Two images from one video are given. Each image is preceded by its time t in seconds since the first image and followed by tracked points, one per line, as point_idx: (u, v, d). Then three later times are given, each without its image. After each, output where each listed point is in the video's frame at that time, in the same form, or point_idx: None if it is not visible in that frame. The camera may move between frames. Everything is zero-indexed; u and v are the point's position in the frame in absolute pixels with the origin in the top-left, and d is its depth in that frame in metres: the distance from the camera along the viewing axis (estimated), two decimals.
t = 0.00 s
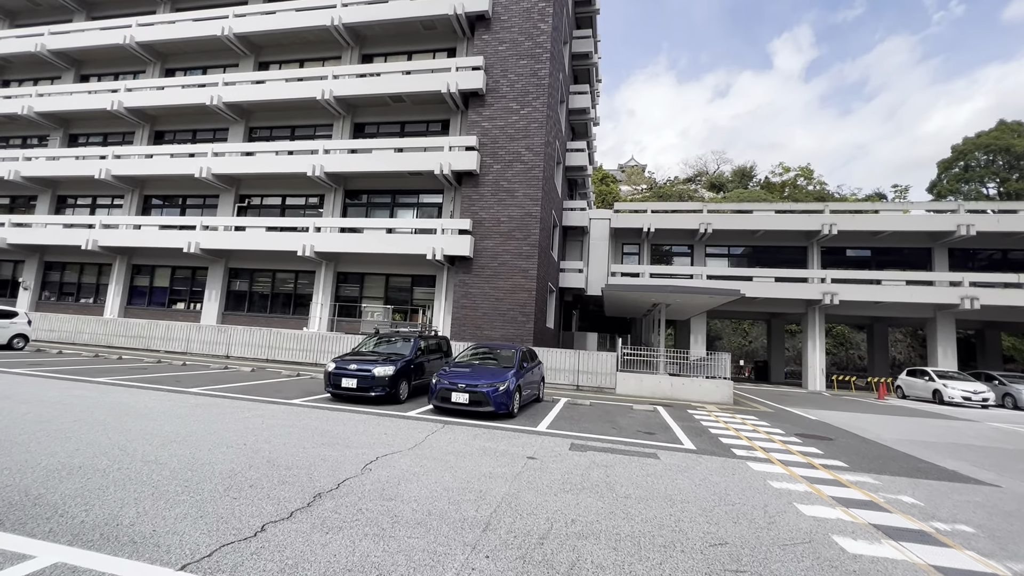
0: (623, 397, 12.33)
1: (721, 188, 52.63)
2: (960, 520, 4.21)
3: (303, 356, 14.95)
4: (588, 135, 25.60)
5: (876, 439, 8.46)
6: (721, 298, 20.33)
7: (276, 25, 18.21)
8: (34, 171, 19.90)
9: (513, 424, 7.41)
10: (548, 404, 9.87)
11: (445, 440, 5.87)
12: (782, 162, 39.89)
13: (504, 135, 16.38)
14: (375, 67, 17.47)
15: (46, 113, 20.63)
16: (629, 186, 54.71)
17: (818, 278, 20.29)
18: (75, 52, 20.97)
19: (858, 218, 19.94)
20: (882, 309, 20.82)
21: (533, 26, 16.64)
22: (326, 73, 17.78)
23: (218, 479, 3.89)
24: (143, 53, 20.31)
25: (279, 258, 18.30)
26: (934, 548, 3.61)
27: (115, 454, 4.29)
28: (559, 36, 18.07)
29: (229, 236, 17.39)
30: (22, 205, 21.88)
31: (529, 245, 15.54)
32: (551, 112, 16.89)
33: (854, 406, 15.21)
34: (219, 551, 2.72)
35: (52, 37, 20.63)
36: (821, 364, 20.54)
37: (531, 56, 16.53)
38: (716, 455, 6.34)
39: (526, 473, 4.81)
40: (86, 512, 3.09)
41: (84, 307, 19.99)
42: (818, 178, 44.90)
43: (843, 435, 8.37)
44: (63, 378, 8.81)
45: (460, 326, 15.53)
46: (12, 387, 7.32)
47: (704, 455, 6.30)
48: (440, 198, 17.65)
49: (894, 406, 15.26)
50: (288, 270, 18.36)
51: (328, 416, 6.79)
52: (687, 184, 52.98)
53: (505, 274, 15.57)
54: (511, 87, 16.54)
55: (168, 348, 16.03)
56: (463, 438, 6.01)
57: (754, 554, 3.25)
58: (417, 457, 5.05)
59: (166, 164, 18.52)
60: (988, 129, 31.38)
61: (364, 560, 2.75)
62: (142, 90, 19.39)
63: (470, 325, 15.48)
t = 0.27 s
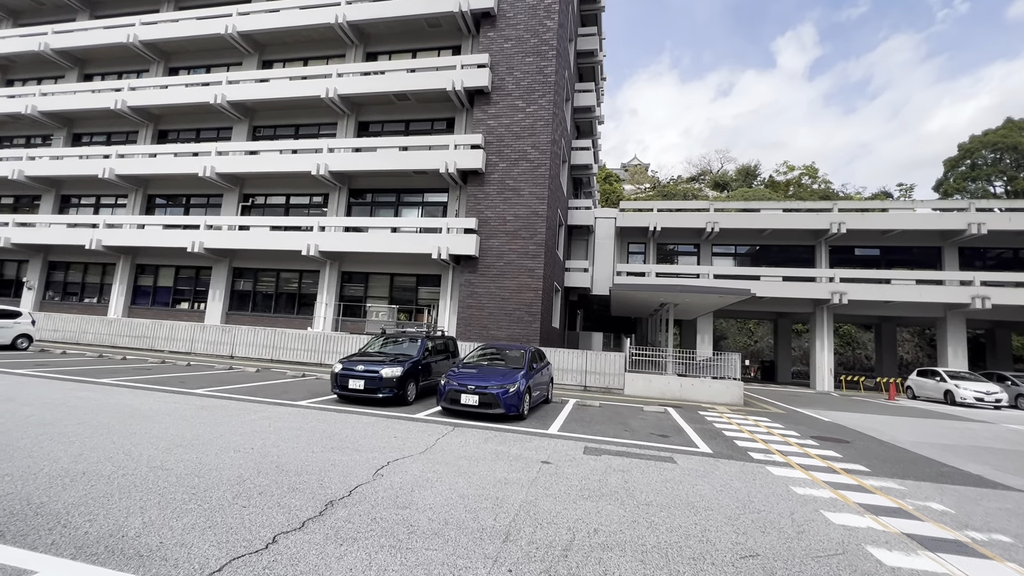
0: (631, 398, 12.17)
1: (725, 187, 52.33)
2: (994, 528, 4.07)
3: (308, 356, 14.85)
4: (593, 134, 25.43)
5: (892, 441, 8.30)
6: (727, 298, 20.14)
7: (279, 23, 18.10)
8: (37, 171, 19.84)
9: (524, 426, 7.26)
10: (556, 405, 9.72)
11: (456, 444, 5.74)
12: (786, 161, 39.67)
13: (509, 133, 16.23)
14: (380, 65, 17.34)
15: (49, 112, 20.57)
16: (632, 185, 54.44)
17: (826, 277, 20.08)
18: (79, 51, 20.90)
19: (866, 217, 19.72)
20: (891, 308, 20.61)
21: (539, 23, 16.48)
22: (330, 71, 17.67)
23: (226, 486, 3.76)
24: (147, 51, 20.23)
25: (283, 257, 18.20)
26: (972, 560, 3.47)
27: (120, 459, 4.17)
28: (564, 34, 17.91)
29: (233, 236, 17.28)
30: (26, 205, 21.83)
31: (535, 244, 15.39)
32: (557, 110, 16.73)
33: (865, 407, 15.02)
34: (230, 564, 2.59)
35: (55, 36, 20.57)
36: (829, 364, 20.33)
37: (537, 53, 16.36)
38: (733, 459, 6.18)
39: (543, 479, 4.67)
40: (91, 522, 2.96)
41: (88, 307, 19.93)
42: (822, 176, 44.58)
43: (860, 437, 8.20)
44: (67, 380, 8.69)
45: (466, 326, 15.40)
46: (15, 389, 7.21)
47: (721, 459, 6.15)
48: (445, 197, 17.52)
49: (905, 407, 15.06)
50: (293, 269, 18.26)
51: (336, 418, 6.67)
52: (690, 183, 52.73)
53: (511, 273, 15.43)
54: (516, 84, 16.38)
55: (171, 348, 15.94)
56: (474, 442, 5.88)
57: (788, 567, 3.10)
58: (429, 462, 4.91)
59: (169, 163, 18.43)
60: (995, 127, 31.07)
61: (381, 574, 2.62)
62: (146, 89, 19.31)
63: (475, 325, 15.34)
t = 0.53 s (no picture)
0: (641, 398, 11.99)
1: (730, 185, 51.97)
2: None
3: (314, 356, 14.73)
4: (598, 132, 25.23)
5: (912, 442, 8.10)
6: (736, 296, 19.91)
7: (283, 21, 18.00)
8: (42, 171, 19.81)
9: (536, 427, 7.10)
10: (566, 405, 9.55)
11: (469, 446, 5.59)
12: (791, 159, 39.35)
13: (516, 130, 16.05)
14: (384, 63, 17.20)
15: (53, 112, 20.53)
16: (636, 184, 54.14)
17: (836, 275, 19.83)
18: (83, 51, 20.86)
19: (877, 214, 19.46)
20: (902, 306, 20.34)
21: (545, 19, 16.31)
22: (334, 69, 17.55)
23: (234, 491, 3.62)
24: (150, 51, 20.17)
25: (288, 257, 18.10)
26: (1019, 569, 3.29)
27: (124, 463, 4.03)
28: (570, 30, 17.73)
29: (237, 236, 17.18)
30: (31, 206, 21.81)
31: (542, 242, 15.22)
32: (564, 107, 16.55)
33: (878, 406, 14.79)
34: None
35: (59, 36, 20.53)
36: (839, 363, 20.08)
37: (543, 49, 16.18)
38: (753, 461, 6.01)
39: (560, 482, 4.50)
40: (92, 530, 2.82)
41: (92, 307, 19.89)
42: (828, 174, 44.18)
43: (879, 438, 8.01)
44: (72, 381, 8.59)
45: (473, 325, 15.25)
46: (18, 390, 7.10)
47: (741, 460, 5.96)
48: (450, 196, 17.37)
49: (919, 407, 14.81)
50: (297, 269, 18.16)
51: (345, 419, 6.52)
52: (695, 182, 52.41)
53: (518, 272, 15.27)
54: (522, 81, 16.22)
55: (176, 349, 15.85)
56: (486, 444, 5.71)
57: None
58: (442, 465, 4.75)
59: (173, 162, 18.36)
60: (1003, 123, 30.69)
61: None
62: (150, 89, 19.24)
63: (482, 324, 15.18)
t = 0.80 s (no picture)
0: (653, 399, 11.79)
1: (736, 184, 51.55)
2: None
3: (320, 358, 14.61)
4: (605, 130, 25.02)
5: (936, 444, 7.87)
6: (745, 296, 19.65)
7: (288, 22, 17.91)
8: (49, 174, 19.83)
9: (549, 431, 6.93)
10: (578, 408, 9.37)
11: (483, 452, 5.41)
12: (799, 157, 38.95)
13: (523, 129, 15.88)
14: (390, 62, 17.08)
15: (60, 115, 20.56)
16: (641, 184, 53.78)
17: (848, 274, 19.53)
18: (89, 54, 20.88)
19: (889, 211, 19.16)
20: (916, 305, 20.01)
21: (552, 17, 16.13)
22: (339, 69, 17.45)
23: (244, 502, 3.47)
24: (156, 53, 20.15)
25: (294, 258, 18.02)
26: None
27: (130, 471, 3.90)
28: (577, 28, 17.54)
29: (243, 237, 17.10)
30: (38, 208, 21.85)
31: (550, 242, 15.05)
32: (571, 105, 16.37)
33: (893, 407, 14.51)
34: None
35: (65, 38, 20.55)
36: (851, 363, 19.78)
37: (550, 47, 16.00)
38: (777, 467, 5.81)
39: (581, 491, 4.33)
40: (96, 546, 2.68)
41: (99, 310, 19.88)
42: (836, 172, 43.68)
43: (902, 441, 7.79)
44: (78, 384, 8.49)
45: (480, 326, 15.09)
46: (24, 394, 7.00)
47: (764, 466, 5.77)
48: (457, 196, 17.22)
49: (935, 407, 14.53)
50: (303, 270, 18.07)
51: (355, 424, 6.38)
52: (700, 180, 52.01)
53: (526, 272, 15.10)
54: (529, 80, 16.05)
55: (183, 351, 15.78)
56: (501, 449, 5.54)
57: None
58: (457, 472, 4.59)
59: (179, 164, 18.32)
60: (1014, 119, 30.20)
61: None
62: (155, 91, 19.22)
63: (490, 325, 15.02)
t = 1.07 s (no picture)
0: (666, 400, 11.61)
1: (742, 182, 51.13)
2: None
3: (328, 360, 14.51)
4: (611, 129, 24.82)
5: (962, 446, 7.66)
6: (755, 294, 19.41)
7: (293, 22, 17.83)
8: (55, 176, 19.84)
9: (566, 434, 6.77)
10: (591, 409, 9.21)
11: (501, 455, 5.27)
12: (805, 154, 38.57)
13: (530, 127, 15.72)
14: (396, 61, 16.96)
15: (67, 117, 20.58)
16: (646, 183, 53.46)
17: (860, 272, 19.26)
18: (95, 56, 20.89)
19: (901, 208, 18.86)
20: (929, 303, 19.72)
21: (559, 14, 15.97)
22: (345, 68, 17.35)
23: (260, 511, 3.33)
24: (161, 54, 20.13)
25: (301, 259, 17.93)
26: None
27: (141, 479, 3.77)
28: (584, 25, 17.36)
29: (250, 238, 17.02)
30: (45, 211, 21.88)
31: (559, 241, 14.89)
32: (579, 103, 16.19)
33: (909, 407, 14.25)
34: None
35: (71, 41, 20.56)
36: (864, 362, 19.51)
37: (558, 44, 15.84)
38: (803, 470, 5.63)
39: (606, 497, 4.17)
40: (108, 560, 2.54)
41: (106, 312, 19.87)
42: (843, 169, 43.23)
43: (927, 443, 7.58)
44: (87, 387, 8.40)
45: (489, 326, 14.95)
46: (32, 398, 6.90)
47: (790, 469, 5.59)
48: (464, 195, 17.09)
49: (953, 407, 14.27)
50: (310, 271, 17.98)
51: (368, 426, 6.24)
52: (706, 179, 51.64)
53: (534, 272, 14.94)
54: (536, 77, 15.89)
55: (190, 353, 15.72)
56: (519, 453, 5.39)
57: None
58: (476, 478, 4.44)
59: (185, 165, 18.28)
60: None
61: None
62: (161, 92, 19.20)
63: (498, 326, 14.87)
